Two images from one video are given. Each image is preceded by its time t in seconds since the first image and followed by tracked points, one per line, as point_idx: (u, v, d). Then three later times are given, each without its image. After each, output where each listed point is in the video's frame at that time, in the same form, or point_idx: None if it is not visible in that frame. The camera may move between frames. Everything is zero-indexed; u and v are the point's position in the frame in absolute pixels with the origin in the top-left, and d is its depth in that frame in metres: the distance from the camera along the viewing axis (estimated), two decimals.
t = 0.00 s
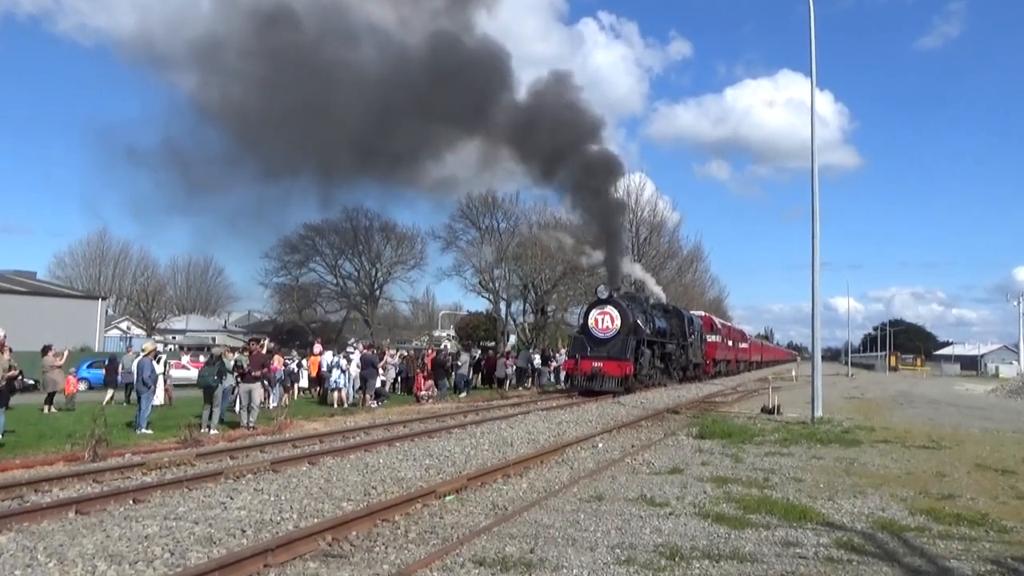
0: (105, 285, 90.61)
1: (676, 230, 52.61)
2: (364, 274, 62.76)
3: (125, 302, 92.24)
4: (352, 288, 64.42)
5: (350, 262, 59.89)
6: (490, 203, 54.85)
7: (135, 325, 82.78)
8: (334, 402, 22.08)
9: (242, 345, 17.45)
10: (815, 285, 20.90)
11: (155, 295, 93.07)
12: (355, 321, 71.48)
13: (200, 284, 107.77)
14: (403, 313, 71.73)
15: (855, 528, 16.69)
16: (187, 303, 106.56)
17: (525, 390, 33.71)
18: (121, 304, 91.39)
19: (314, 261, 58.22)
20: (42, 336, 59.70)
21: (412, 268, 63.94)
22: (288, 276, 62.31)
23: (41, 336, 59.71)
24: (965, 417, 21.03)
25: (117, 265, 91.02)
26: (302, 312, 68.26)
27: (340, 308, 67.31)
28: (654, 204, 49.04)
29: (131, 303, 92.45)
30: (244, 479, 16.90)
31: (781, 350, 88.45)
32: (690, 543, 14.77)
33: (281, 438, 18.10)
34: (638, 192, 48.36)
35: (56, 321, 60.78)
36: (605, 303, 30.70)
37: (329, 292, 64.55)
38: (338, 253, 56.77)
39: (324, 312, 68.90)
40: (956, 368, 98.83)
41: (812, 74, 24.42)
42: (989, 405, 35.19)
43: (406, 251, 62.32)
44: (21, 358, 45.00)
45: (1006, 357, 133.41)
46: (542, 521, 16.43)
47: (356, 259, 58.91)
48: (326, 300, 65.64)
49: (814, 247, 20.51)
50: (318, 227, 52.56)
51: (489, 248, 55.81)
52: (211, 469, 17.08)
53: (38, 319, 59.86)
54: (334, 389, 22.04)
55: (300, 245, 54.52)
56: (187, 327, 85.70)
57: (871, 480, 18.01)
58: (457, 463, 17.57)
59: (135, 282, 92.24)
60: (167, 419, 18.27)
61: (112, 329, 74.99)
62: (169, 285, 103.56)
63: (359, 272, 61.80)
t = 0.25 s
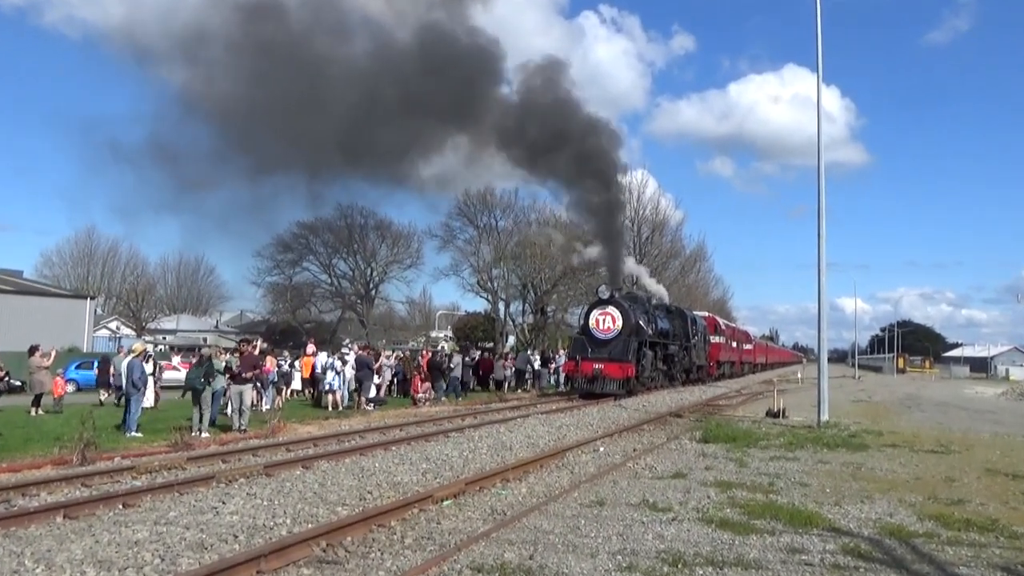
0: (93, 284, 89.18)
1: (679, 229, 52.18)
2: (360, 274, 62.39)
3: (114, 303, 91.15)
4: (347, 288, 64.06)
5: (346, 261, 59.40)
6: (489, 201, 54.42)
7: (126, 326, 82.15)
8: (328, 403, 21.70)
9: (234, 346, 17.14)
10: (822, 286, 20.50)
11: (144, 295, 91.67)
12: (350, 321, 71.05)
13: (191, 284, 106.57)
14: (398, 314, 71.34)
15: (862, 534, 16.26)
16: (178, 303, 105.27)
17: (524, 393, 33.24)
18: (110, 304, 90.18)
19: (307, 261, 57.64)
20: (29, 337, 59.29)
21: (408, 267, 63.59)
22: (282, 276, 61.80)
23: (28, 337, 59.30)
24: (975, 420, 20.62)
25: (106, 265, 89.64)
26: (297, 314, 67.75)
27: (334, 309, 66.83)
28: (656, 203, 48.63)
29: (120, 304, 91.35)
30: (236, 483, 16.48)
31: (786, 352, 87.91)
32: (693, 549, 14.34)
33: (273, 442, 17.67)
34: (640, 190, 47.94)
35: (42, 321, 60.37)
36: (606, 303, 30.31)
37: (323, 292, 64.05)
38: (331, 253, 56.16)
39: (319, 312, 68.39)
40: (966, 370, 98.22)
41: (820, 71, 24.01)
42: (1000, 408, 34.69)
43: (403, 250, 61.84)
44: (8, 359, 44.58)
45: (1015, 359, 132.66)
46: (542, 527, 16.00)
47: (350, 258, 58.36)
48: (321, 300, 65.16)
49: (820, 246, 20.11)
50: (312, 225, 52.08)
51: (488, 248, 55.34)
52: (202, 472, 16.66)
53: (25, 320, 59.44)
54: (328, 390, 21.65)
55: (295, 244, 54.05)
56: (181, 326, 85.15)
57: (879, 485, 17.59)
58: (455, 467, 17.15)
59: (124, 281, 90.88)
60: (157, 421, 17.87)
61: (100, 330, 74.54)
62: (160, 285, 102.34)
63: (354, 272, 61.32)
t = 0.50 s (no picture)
0: (82, 282, 87.73)
1: (681, 226, 51.77)
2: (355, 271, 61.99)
3: (103, 301, 89.79)
4: (342, 286, 63.70)
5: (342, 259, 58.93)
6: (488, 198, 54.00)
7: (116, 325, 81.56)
8: (321, 404, 21.36)
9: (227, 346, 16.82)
10: (827, 285, 20.12)
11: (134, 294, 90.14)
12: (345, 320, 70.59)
13: (183, 282, 105.43)
14: (394, 313, 70.92)
15: (868, 538, 15.84)
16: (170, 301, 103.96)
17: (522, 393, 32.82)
18: (99, 303, 88.87)
19: (301, 259, 57.08)
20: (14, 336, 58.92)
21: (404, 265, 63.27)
22: (275, 274, 61.30)
23: (13, 337, 58.93)
24: (983, 422, 20.24)
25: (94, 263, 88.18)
26: (293, 314, 67.28)
27: (330, 307, 66.36)
28: (658, 199, 48.22)
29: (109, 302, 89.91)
30: (228, 486, 16.09)
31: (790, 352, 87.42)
32: (696, 554, 13.93)
33: (266, 444, 17.29)
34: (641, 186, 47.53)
35: (27, 317, 60.06)
36: (607, 302, 29.94)
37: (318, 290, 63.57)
38: (325, 248, 55.54)
39: (315, 312, 67.91)
40: (975, 371, 97.55)
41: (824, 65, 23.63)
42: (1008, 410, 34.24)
43: (400, 247, 61.40)
44: None
45: None
46: (541, 531, 15.60)
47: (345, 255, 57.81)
48: (316, 297, 64.69)
49: (825, 244, 19.73)
50: (307, 221, 51.61)
51: (486, 245, 54.89)
52: (193, 475, 16.28)
53: (10, 319, 59.08)
54: (321, 391, 21.32)
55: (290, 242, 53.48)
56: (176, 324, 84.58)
57: (885, 488, 17.20)
58: (452, 469, 16.76)
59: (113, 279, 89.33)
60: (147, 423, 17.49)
61: (89, 329, 74.03)
62: (152, 283, 101.10)
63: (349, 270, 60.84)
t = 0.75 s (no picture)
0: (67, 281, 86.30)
1: (684, 223, 51.27)
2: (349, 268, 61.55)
3: (91, 299, 87.94)
4: (335, 284, 63.28)
5: (336, 254, 58.41)
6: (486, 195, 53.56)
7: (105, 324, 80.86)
8: (314, 405, 21.00)
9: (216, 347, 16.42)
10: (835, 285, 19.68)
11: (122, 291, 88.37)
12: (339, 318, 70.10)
13: (172, 280, 103.36)
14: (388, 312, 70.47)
15: (875, 543, 15.34)
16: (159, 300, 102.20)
17: (521, 394, 32.37)
18: (85, 300, 87.43)
19: (294, 257, 56.48)
20: None
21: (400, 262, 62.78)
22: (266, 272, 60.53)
23: None
24: (993, 426, 19.87)
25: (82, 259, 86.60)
26: (285, 312, 66.58)
27: (322, 305, 65.69)
28: (660, 195, 47.73)
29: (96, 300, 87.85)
30: (219, 490, 15.64)
31: (797, 352, 86.90)
32: (699, 560, 13.47)
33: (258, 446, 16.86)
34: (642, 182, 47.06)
35: (14, 312, 59.59)
36: (608, 301, 29.55)
37: (310, 287, 63.09)
38: (319, 246, 54.97)
39: (307, 310, 67.25)
40: (986, 372, 96.87)
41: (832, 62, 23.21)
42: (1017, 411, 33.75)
43: (395, 244, 60.85)
44: None
45: None
46: (540, 536, 15.14)
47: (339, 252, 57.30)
48: (309, 295, 64.06)
49: (833, 244, 19.31)
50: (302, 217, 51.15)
51: (484, 242, 54.32)
52: (183, 478, 15.83)
53: None
54: (314, 391, 20.97)
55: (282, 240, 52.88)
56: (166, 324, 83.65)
57: (893, 491, 16.74)
58: (448, 473, 16.32)
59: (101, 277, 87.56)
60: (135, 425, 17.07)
61: (77, 327, 73.46)
62: (140, 281, 99.29)
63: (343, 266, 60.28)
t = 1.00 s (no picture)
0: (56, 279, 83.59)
1: (687, 221, 50.87)
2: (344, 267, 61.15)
3: (79, 299, 85.39)
4: (330, 283, 62.89)
5: (333, 254, 57.81)
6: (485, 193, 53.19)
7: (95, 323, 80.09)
8: (309, 408, 20.71)
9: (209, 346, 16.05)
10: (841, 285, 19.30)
11: (110, 290, 86.69)
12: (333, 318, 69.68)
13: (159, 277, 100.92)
14: (384, 312, 70.06)
15: (882, 548, 14.91)
16: (148, 300, 100.49)
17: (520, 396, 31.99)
18: (74, 300, 85.89)
19: (288, 254, 55.77)
20: None
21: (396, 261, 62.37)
22: (259, 271, 59.88)
23: None
24: (1001, 428, 19.54)
25: (70, 258, 84.87)
26: (278, 312, 65.94)
27: (316, 305, 65.10)
28: (662, 193, 47.36)
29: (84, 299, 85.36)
30: (211, 493, 15.28)
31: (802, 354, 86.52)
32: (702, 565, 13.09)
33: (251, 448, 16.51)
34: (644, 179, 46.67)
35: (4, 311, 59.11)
36: (609, 301, 29.25)
37: (304, 286, 62.37)
38: (313, 243, 54.21)
39: (301, 310, 66.61)
40: (995, 373, 96.43)
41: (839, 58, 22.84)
42: None
43: (391, 242, 60.10)
44: None
45: None
46: (539, 540, 14.75)
47: (333, 251, 56.66)
48: (304, 294, 63.37)
49: (839, 242, 18.92)
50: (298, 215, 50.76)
51: (481, 241, 53.80)
52: (174, 481, 15.48)
53: None
54: (309, 394, 20.69)
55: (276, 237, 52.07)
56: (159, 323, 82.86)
57: (900, 495, 16.37)
58: (445, 476, 15.97)
59: (90, 276, 85.68)
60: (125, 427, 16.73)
61: (66, 327, 72.84)
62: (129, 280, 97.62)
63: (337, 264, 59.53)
